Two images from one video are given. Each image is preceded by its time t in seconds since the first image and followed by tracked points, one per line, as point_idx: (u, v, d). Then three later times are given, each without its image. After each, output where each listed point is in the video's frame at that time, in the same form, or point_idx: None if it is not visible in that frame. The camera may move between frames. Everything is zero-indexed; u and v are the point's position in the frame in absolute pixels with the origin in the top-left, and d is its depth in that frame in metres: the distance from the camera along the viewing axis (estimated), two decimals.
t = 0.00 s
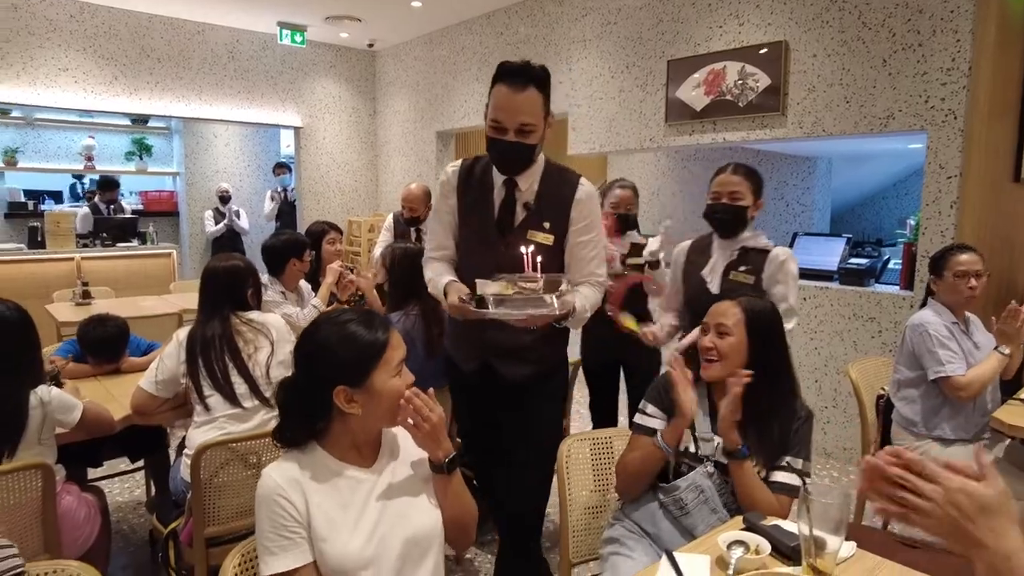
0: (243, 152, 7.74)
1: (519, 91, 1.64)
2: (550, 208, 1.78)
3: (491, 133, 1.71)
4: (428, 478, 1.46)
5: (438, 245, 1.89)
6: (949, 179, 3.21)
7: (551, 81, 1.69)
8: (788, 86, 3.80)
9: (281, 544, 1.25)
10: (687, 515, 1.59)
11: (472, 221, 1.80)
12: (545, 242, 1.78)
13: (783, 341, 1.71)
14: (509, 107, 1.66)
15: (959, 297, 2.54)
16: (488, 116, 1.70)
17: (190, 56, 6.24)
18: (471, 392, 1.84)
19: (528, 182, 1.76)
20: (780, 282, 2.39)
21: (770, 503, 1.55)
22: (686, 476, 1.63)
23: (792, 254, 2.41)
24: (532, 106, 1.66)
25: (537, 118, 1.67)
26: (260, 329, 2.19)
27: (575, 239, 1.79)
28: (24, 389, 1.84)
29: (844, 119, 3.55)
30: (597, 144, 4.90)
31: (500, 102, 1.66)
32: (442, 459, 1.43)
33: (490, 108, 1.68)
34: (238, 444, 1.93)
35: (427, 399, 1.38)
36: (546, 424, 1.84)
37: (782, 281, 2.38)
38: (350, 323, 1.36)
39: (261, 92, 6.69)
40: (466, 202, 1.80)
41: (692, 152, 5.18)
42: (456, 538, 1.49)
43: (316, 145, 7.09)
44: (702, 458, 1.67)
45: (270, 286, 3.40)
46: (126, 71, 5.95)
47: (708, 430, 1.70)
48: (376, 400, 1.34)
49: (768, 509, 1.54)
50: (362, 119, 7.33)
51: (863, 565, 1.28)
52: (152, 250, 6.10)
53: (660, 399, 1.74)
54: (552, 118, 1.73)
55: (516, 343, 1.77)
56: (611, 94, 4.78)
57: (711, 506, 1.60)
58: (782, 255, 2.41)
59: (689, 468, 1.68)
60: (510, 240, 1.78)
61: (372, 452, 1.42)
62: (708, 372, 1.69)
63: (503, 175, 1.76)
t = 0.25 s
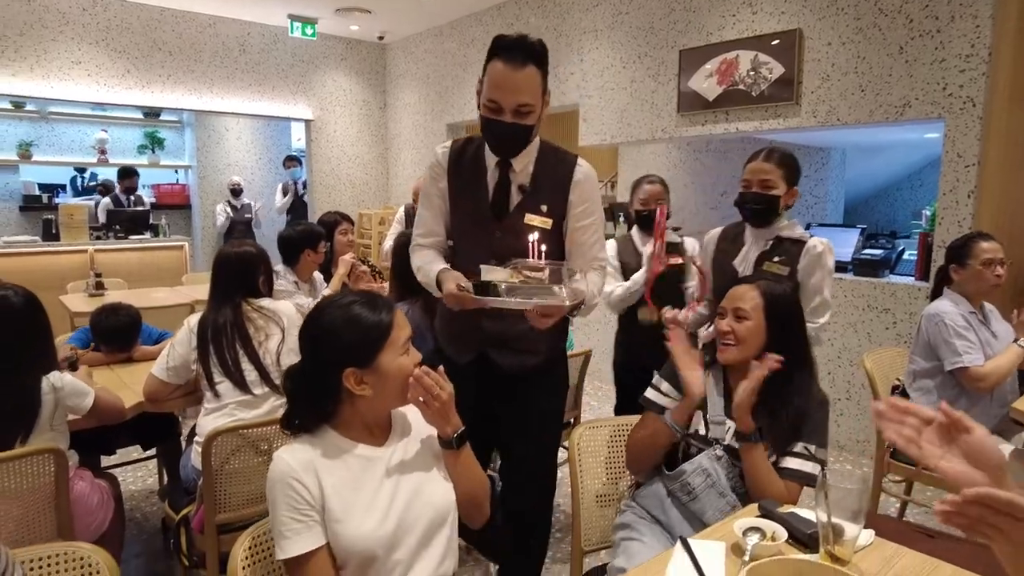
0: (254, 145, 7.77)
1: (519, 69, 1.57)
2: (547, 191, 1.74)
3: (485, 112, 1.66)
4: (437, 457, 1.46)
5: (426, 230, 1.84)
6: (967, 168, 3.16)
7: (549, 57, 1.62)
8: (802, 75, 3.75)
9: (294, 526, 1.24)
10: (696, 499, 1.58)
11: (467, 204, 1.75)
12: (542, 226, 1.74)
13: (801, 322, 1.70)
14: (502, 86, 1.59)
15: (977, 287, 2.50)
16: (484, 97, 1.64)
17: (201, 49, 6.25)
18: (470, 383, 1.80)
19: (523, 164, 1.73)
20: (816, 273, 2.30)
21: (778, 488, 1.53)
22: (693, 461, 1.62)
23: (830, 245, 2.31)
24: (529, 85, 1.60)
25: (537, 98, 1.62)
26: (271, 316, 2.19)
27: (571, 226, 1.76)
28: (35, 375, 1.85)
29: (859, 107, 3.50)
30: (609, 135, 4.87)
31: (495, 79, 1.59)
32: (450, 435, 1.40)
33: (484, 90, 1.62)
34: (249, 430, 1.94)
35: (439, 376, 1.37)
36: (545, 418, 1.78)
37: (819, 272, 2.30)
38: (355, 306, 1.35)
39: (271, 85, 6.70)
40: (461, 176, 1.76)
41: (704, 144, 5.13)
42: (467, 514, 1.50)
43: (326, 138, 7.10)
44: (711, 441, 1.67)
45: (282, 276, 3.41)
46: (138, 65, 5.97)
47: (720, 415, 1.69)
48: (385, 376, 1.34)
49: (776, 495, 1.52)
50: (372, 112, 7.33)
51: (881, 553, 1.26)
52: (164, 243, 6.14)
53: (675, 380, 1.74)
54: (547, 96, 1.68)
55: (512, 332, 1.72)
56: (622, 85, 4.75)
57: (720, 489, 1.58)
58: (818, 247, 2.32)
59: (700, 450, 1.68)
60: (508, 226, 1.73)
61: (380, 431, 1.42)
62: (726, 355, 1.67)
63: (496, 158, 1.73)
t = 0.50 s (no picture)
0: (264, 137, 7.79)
1: (518, 49, 1.51)
2: (541, 172, 1.70)
3: (483, 95, 1.59)
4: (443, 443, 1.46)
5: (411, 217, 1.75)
6: (984, 156, 3.11)
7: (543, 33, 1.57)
8: (815, 63, 3.71)
9: (292, 507, 1.24)
10: (713, 487, 1.56)
11: (464, 192, 1.69)
12: (539, 208, 1.70)
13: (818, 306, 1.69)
14: (496, 63, 1.53)
15: (995, 276, 2.46)
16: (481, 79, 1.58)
17: (210, 41, 6.25)
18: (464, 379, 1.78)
19: (516, 146, 1.68)
20: (831, 260, 2.31)
21: (805, 475, 1.52)
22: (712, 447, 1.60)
23: (847, 233, 2.31)
24: (525, 65, 1.54)
25: (535, 79, 1.57)
26: (281, 304, 2.18)
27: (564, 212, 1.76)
28: (45, 362, 1.85)
29: (874, 95, 3.45)
30: (619, 125, 4.84)
31: (490, 59, 1.53)
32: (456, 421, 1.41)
33: (481, 72, 1.56)
34: (259, 417, 1.93)
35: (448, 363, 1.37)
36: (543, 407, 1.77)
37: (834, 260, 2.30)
38: (353, 286, 1.34)
39: (281, 77, 6.70)
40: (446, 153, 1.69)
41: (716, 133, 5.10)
42: (472, 499, 1.49)
43: (335, 130, 7.11)
44: (730, 429, 1.63)
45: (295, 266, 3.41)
46: (148, 56, 5.98)
47: (739, 401, 1.66)
48: (377, 356, 1.33)
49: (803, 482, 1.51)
50: (381, 103, 7.33)
51: (898, 540, 1.24)
52: (175, 235, 6.16)
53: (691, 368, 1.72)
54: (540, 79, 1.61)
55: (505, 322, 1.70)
56: (633, 74, 4.71)
57: (739, 476, 1.57)
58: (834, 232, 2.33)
59: (719, 438, 1.63)
60: (505, 212, 1.68)
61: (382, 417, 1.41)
62: (750, 345, 1.65)
63: (486, 143, 1.69)
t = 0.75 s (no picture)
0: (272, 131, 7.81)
1: (504, 30, 1.45)
2: (522, 160, 1.64)
3: (466, 76, 1.51)
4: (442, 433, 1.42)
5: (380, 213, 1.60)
6: (999, 148, 3.07)
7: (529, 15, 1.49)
8: (827, 55, 3.67)
9: (280, 497, 1.24)
10: (727, 477, 1.54)
11: (443, 191, 1.58)
12: (520, 196, 1.62)
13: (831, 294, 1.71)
14: (478, 43, 1.46)
15: (1011, 269, 2.43)
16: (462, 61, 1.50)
17: (219, 35, 6.26)
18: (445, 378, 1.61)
19: (496, 133, 1.60)
20: (838, 248, 2.29)
21: (824, 463, 1.52)
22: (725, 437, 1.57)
23: (856, 220, 2.28)
24: (509, 48, 1.47)
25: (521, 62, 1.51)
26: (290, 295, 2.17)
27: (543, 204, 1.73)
28: (54, 352, 1.86)
29: (886, 87, 3.41)
30: (628, 118, 4.82)
31: (473, 39, 1.46)
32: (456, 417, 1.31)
33: (464, 53, 1.48)
34: (266, 408, 1.92)
35: (451, 370, 1.25)
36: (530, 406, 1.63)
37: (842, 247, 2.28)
38: (356, 269, 1.34)
39: (290, 71, 6.71)
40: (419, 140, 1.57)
41: (726, 127, 5.07)
42: (474, 496, 1.41)
43: (344, 124, 7.12)
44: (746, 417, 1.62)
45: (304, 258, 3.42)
46: (157, 51, 5.99)
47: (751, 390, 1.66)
48: (363, 343, 1.30)
49: (821, 471, 1.51)
50: (390, 98, 7.33)
51: (912, 532, 1.23)
52: (184, 229, 6.19)
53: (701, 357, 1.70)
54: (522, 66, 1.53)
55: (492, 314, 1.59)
56: (643, 67, 4.68)
57: (754, 468, 1.53)
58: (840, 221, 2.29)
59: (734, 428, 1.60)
60: (488, 202, 1.59)
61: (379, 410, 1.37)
62: (767, 328, 1.65)
63: (466, 126, 1.58)
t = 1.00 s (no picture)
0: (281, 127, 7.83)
1: (490, 18, 1.43)
2: (502, 151, 1.65)
3: (452, 62, 1.49)
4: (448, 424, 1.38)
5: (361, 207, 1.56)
6: (1014, 142, 3.03)
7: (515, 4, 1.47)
8: (839, 48, 3.64)
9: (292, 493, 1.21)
10: (737, 469, 1.54)
11: (427, 180, 1.57)
12: (502, 187, 1.63)
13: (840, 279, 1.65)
14: (465, 29, 1.44)
15: None
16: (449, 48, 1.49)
17: (228, 30, 6.27)
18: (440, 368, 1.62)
19: (478, 123, 1.60)
20: (856, 240, 2.25)
21: (833, 453, 1.53)
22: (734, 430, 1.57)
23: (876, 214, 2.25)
24: (494, 35, 1.45)
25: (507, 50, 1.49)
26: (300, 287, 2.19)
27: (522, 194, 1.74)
28: (67, 342, 1.87)
29: (899, 80, 3.38)
30: (637, 113, 4.79)
31: (460, 26, 1.44)
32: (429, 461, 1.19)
33: (450, 39, 1.46)
34: (275, 400, 1.93)
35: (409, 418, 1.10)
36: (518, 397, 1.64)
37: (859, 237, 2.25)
38: (353, 259, 1.28)
39: (299, 66, 6.72)
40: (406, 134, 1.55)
41: (737, 122, 5.05)
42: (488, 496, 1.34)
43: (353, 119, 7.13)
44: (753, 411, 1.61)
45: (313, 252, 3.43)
46: (167, 46, 6.01)
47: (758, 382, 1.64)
48: (361, 340, 1.23)
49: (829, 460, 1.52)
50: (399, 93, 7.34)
51: (926, 526, 1.21)
52: (193, 224, 6.22)
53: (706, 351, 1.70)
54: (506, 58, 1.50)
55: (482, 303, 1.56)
56: (652, 61, 4.65)
57: (763, 459, 1.55)
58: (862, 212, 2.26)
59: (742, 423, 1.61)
60: (473, 191, 1.59)
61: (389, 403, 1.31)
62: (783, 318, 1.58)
63: (452, 115, 1.58)
